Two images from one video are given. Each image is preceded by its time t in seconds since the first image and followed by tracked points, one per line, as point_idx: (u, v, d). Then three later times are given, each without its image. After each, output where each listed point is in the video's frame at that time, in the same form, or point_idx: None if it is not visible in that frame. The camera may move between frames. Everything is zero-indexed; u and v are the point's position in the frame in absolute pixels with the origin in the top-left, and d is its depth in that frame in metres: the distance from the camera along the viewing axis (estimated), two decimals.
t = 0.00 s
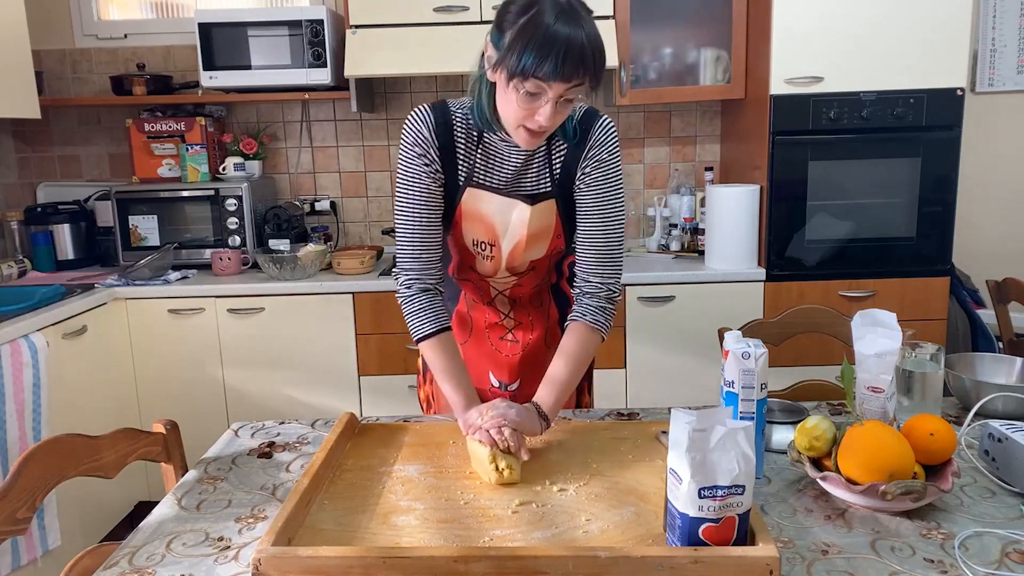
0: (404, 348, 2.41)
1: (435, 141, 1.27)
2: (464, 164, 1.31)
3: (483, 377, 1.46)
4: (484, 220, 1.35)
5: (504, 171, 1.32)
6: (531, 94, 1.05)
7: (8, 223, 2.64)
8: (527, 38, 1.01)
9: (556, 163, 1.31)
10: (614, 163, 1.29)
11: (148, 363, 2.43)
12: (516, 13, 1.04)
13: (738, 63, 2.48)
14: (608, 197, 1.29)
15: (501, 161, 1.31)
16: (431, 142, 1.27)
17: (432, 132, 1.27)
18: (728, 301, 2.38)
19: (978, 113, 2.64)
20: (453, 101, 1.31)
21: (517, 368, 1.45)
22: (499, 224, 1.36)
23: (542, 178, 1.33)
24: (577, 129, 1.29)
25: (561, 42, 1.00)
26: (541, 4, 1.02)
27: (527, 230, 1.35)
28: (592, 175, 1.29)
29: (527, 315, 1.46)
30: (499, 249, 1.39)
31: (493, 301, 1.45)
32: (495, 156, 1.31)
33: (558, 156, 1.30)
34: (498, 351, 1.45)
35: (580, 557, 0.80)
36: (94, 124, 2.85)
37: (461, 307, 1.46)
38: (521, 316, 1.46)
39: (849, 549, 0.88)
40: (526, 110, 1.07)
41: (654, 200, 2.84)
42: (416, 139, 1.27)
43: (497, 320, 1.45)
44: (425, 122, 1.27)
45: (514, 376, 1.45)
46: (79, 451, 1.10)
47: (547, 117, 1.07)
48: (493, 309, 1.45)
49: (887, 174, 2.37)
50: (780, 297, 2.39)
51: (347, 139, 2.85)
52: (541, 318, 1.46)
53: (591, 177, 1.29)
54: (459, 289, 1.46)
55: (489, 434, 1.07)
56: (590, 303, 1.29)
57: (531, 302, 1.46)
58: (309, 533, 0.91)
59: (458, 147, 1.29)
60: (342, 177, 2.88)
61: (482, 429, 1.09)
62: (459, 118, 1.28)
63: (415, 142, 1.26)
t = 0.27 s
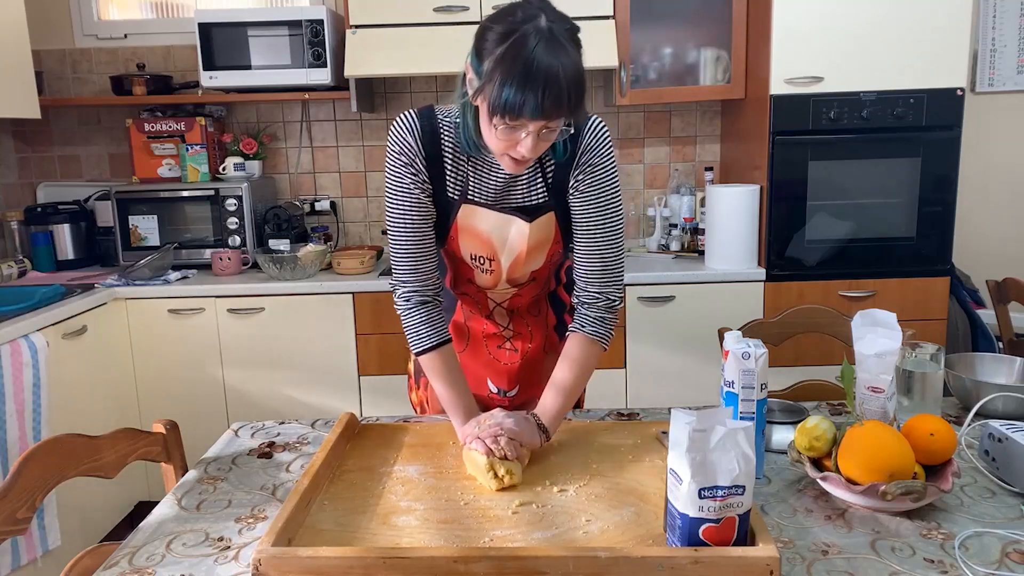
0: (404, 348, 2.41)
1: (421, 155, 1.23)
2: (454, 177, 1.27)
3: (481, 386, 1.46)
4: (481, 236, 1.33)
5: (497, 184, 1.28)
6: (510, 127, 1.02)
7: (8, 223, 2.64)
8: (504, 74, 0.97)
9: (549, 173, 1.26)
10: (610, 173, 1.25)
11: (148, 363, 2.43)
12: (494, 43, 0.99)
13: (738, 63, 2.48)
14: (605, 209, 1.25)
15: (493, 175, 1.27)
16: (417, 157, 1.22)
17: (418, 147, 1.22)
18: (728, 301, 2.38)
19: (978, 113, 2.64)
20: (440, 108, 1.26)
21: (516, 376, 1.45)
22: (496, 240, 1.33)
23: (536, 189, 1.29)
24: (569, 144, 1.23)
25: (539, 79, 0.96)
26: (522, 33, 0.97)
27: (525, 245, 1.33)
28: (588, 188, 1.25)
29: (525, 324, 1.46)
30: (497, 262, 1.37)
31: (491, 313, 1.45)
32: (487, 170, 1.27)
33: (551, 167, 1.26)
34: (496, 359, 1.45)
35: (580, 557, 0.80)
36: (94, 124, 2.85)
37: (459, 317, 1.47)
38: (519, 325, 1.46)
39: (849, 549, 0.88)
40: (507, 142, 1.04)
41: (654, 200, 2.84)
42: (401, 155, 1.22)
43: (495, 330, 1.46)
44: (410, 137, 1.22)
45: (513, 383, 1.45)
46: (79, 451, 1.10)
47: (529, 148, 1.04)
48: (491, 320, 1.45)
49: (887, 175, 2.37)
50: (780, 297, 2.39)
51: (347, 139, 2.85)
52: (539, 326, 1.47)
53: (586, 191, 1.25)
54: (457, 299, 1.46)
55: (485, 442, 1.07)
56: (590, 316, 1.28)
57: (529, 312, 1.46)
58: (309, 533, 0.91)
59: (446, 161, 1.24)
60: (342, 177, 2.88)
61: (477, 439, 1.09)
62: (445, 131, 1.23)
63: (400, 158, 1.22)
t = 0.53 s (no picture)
0: (404, 349, 2.41)
1: (412, 154, 1.26)
2: (444, 174, 1.30)
3: (478, 380, 1.46)
4: (470, 227, 1.35)
5: (484, 175, 1.31)
6: (487, 102, 1.04)
7: (8, 223, 2.64)
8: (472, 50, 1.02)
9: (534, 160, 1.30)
10: (591, 158, 1.27)
11: (148, 363, 2.43)
12: (462, 28, 1.05)
13: (738, 63, 2.48)
14: (583, 188, 1.26)
15: (480, 167, 1.30)
16: (409, 157, 1.26)
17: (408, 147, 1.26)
18: (728, 301, 2.38)
19: (978, 113, 2.64)
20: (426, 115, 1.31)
21: (512, 366, 1.46)
22: (485, 229, 1.35)
23: (521, 178, 1.32)
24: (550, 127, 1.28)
25: (504, 47, 1.00)
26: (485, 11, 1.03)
27: (514, 230, 1.35)
28: (569, 169, 1.27)
29: (518, 314, 1.47)
30: (489, 251, 1.39)
31: (484, 304, 1.46)
32: (475, 163, 1.30)
33: (535, 153, 1.30)
34: (492, 351, 1.46)
35: (580, 557, 0.80)
36: (94, 124, 2.85)
37: (453, 312, 1.47)
38: (512, 315, 1.47)
39: (849, 549, 0.88)
40: (486, 119, 1.06)
41: (654, 200, 2.84)
42: (392, 156, 1.26)
43: (489, 322, 1.46)
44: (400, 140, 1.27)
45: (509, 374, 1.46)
46: (79, 451, 1.10)
47: (508, 122, 1.05)
48: (485, 311, 1.46)
49: (887, 175, 2.37)
50: (780, 297, 2.39)
51: (347, 139, 2.85)
52: (531, 313, 1.48)
53: (567, 171, 1.27)
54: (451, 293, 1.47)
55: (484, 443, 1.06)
56: (568, 297, 1.26)
57: (521, 301, 1.47)
58: (309, 533, 0.91)
59: (436, 158, 1.28)
60: (342, 177, 2.88)
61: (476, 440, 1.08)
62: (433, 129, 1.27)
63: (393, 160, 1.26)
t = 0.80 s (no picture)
0: (404, 348, 2.41)
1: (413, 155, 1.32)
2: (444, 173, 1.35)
3: (478, 375, 1.47)
4: (471, 219, 1.39)
5: (483, 172, 1.36)
6: (459, 89, 1.15)
7: (8, 223, 2.64)
8: (437, 41, 1.14)
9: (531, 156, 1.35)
10: (583, 149, 1.33)
11: (148, 363, 2.43)
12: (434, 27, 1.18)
13: (738, 63, 2.48)
14: (580, 178, 1.30)
15: (479, 164, 1.36)
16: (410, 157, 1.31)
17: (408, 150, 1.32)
18: (728, 301, 2.38)
19: (978, 113, 2.64)
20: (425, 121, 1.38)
21: (511, 360, 1.47)
22: (485, 222, 1.39)
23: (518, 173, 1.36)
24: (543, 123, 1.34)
25: (463, 34, 1.12)
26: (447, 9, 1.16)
27: (513, 221, 1.39)
28: (565, 161, 1.32)
29: (517, 308, 1.48)
30: (489, 243, 1.42)
31: (484, 297, 1.48)
32: (473, 160, 1.35)
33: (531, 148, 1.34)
34: (492, 345, 1.47)
35: (580, 557, 0.80)
36: (94, 124, 2.85)
37: (454, 306, 1.48)
38: (511, 309, 1.48)
39: (849, 549, 0.88)
40: (461, 106, 1.17)
41: (654, 201, 2.84)
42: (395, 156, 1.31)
43: (489, 315, 1.47)
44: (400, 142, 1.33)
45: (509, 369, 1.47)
46: (79, 451, 1.10)
47: (481, 105, 1.15)
48: (485, 304, 1.48)
49: (887, 174, 2.38)
50: (780, 297, 2.39)
51: (347, 139, 2.85)
52: (531, 308, 1.49)
53: (563, 163, 1.32)
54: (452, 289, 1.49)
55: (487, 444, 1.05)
56: (569, 282, 1.27)
57: (520, 295, 1.49)
58: (309, 533, 0.91)
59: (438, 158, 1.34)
60: (342, 177, 2.88)
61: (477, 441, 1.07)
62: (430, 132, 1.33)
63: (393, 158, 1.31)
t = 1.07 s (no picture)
0: (404, 348, 2.41)
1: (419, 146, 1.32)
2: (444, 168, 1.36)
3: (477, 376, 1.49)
4: (468, 218, 1.40)
5: (485, 172, 1.37)
6: (464, 89, 1.15)
7: (8, 223, 2.64)
8: (444, 39, 1.12)
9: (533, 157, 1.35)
10: (586, 151, 1.30)
11: (148, 363, 2.43)
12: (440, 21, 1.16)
13: (738, 63, 2.48)
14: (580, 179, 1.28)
15: (480, 164, 1.36)
16: (415, 149, 1.31)
17: (414, 140, 1.31)
18: (728, 301, 2.38)
19: (978, 113, 2.64)
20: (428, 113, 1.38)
21: (509, 363, 1.47)
22: (483, 221, 1.39)
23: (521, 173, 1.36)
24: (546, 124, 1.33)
25: (471, 36, 1.10)
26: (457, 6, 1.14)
27: (511, 222, 1.39)
28: (566, 162, 1.30)
29: (515, 311, 1.48)
30: (486, 244, 1.42)
31: (482, 299, 1.48)
32: (475, 160, 1.36)
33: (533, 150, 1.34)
34: (490, 348, 1.48)
35: (580, 557, 0.80)
36: (94, 124, 2.85)
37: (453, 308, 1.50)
38: (510, 312, 1.48)
39: (849, 549, 0.88)
40: (465, 106, 1.16)
41: (653, 201, 2.84)
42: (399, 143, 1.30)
43: (487, 318, 1.48)
44: (406, 132, 1.32)
45: (507, 372, 1.47)
46: (79, 451, 1.10)
47: (485, 107, 1.15)
48: (483, 307, 1.48)
49: (887, 174, 2.37)
50: (780, 297, 2.39)
51: (347, 139, 2.85)
52: (529, 311, 1.48)
53: (564, 164, 1.30)
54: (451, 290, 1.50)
55: (490, 451, 1.03)
56: (561, 285, 1.24)
57: (519, 298, 1.48)
58: (309, 533, 0.91)
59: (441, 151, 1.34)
60: (342, 177, 2.88)
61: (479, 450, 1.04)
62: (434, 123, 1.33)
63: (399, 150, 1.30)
